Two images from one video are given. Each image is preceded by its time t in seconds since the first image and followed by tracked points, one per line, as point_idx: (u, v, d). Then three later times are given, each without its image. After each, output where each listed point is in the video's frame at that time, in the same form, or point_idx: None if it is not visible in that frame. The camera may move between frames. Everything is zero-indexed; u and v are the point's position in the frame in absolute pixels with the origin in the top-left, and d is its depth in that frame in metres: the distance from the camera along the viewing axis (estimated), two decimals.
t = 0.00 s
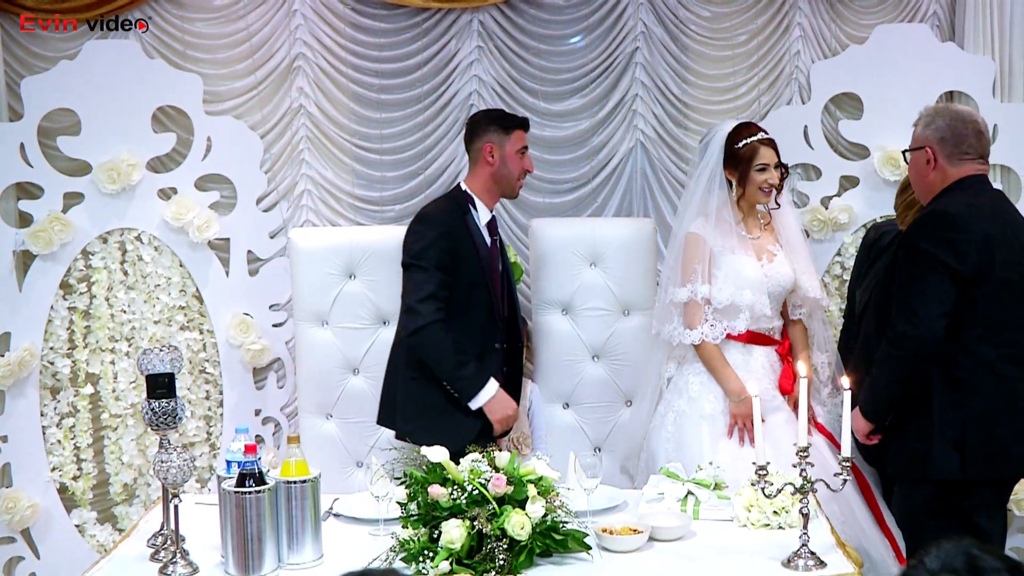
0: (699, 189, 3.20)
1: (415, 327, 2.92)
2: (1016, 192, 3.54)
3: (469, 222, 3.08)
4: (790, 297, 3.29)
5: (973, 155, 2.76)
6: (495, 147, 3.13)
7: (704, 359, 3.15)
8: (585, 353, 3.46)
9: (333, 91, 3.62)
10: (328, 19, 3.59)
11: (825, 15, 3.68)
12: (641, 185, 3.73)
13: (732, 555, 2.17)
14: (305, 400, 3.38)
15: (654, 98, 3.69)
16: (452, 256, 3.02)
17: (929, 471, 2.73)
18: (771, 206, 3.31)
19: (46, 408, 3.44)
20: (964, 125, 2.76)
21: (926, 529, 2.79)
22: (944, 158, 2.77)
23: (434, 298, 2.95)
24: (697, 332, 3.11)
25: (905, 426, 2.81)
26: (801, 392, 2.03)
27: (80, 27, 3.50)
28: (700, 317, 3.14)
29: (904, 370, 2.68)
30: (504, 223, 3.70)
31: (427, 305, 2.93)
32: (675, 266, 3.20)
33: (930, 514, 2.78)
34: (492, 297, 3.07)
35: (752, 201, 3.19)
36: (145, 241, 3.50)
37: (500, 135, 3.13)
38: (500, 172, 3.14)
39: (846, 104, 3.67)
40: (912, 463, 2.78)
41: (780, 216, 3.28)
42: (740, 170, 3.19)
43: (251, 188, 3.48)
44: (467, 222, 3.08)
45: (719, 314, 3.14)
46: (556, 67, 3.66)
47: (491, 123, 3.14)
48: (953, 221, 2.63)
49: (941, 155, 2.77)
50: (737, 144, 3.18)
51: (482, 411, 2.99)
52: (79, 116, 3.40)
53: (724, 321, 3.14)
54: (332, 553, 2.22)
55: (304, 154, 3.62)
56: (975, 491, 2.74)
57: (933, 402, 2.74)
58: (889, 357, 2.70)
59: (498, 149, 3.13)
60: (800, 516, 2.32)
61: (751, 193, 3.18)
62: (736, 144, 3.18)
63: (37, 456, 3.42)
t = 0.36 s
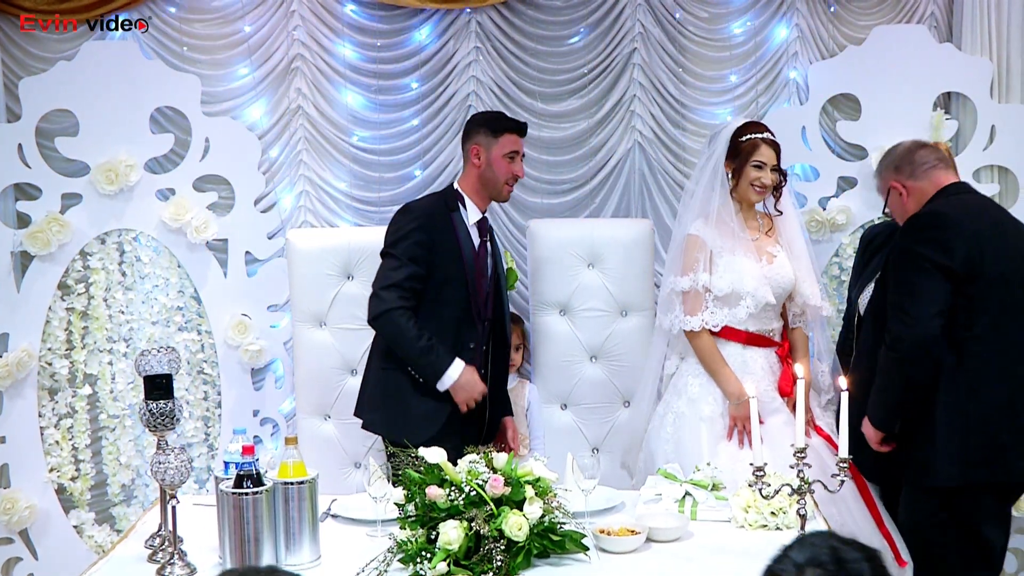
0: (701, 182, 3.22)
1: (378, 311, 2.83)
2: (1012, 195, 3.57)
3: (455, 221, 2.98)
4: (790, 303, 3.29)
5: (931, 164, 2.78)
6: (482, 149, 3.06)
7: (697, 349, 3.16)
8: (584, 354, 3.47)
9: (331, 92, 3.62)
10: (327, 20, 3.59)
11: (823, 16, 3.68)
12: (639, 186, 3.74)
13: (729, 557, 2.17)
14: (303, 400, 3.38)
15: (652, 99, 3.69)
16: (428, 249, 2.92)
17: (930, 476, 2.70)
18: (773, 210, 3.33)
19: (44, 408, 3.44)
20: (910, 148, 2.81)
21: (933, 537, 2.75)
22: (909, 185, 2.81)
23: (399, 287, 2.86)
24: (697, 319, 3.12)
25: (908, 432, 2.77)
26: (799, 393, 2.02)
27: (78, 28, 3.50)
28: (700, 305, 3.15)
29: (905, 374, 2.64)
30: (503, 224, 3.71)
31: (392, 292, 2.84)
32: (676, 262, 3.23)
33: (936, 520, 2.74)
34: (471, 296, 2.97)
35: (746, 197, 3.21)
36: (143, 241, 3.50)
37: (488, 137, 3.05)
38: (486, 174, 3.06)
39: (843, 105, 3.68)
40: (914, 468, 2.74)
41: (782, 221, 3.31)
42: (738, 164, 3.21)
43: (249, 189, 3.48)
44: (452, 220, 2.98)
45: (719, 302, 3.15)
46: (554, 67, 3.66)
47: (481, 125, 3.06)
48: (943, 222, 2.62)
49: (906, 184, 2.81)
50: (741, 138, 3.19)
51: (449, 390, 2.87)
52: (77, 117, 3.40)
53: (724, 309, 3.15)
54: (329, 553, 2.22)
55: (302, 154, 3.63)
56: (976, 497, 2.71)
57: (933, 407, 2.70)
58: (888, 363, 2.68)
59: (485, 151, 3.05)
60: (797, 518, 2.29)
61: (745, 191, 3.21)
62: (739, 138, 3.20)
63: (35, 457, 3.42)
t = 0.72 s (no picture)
0: (713, 187, 3.19)
1: (338, 310, 2.85)
2: (1011, 196, 3.57)
3: (432, 226, 2.96)
4: (790, 305, 3.32)
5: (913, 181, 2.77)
6: (457, 152, 3.02)
7: (704, 356, 3.14)
8: (584, 355, 3.47)
9: (330, 93, 3.63)
10: (326, 20, 3.60)
11: (822, 17, 3.68)
12: (638, 186, 3.74)
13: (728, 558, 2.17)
14: (302, 401, 3.38)
15: (651, 100, 3.69)
16: (397, 253, 2.93)
17: (934, 485, 2.66)
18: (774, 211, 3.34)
19: (43, 409, 3.43)
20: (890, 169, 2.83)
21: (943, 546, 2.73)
22: (897, 203, 2.81)
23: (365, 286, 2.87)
24: (702, 327, 3.10)
25: (910, 441, 2.73)
26: (799, 394, 2.01)
27: (77, 30, 3.50)
28: (706, 312, 3.13)
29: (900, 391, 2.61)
30: (503, 224, 3.72)
31: (353, 291, 2.86)
32: (684, 266, 3.20)
33: (943, 529, 2.71)
34: (444, 298, 2.94)
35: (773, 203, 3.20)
36: (143, 242, 3.50)
37: (461, 139, 3.02)
38: (460, 177, 3.01)
39: (843, 106, 3.67)
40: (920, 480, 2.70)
41: (782, 221, 3.33)
42: (764, 171, 3.17)
43: (249, 190, 3.48)
44: (428, 225, 2.96)
45: (726, 311, 3.13)
46: (553, 68, 3.67)
47: (457, 128, 3.03)
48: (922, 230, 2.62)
49: (895, 202, 2.81)
50: (763, 143, 3.16)
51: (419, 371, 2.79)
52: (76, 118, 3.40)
53: (730, 318, 3.13)
54: (329, 554, 2.22)
55: (301, 155, 3.63)
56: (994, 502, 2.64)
57: (936, 415, 2.66)
58: (882, 377, 2.65)
59: (459, 153, 3.01)
60: (797, 519, 2.19)
61: (773, 194, 3.18)
62: (761, 143, 3.16)
63: (35, 457, 3.42)
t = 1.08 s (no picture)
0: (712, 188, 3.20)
1: (297, 337, 2.79)
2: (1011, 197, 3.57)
3: (381, 238, 2.85)
4: (791, 306, 3.32)
5: (967, 164, 2.63)
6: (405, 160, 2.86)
7: (704, 358, 3.15)
8: (584, 356, 3.48)
9: (331, 94, 3.63)
10: (326, 22, 3.60)
11: (822, 17, 3.68)
12: (638, 187, 3.74)
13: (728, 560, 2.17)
14: (303, 402, 3.38)
15: (651, 101, 3.70)
16: (349, 272, 2.83)
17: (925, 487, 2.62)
18: (775, 211, 3.34)
19: (43, 410, 3.43)
20: (954, 135, 2.63)
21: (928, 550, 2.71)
22: (933, 168, 2.65)
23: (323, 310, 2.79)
24: (704, 329, 3.11)
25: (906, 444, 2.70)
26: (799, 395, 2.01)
27: (77, 31, 3.50)
28: (707, 314, 3.14)
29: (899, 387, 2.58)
30: (503, 226, 3.73)
31: (308, 316, 2.79)
32: (684, 267, 3.20)
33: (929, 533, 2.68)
34: (405, 310, 2.83)
35: (774, 206, 3.19)
36: (143, 243, 3.50)
37: (409, 147, 2.85)
38: (408, 188, 2.85)
39: (843, 107, 3.67)
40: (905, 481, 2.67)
41: (783, 221, 3.33)
42: (764, 173, 3.15)
43: (249, 191, 3.48)
44: (377, 237, 2.85)
45: (727, 313, 3.13)
46: (553, 69, 3.68)
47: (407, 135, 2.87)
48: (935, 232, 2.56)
49: (930, 167, 2.65)
50: (765, 145, 3.14)
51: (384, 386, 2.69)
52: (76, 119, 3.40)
53: (732, 321, 3.13)
54: (329, 556, 2.22)
55: (301, 156, 3.63)
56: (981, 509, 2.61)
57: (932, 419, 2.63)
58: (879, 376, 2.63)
59: (406, 162, 2.85)
60: (798, 520, 2.16)
61: (773, 197, 3.18)
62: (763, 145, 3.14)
63: (35, 459, 3.42)
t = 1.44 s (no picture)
0: (705, 190, 3.21)
1: (280, 360, 2.82)
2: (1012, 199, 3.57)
3: (336, 246, 2.90)
4: (790, 307, 3.30)
5: (993, 170, 2.60)
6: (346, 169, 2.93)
7: (705, 360, 3.15)
8: (584, 358, 3.48)
9: (331, 95, 3.63)
10: (326, 23, 3.61)
11: (822, 19, 3.69)
12: (638, 188, 3.74)
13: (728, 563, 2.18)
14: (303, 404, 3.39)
15: (651, 103, 3.70)
16: (312, 284, 2.86)
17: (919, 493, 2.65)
18: (773, 212, 3.32)
19: (44, 412, 3.44)
20: (983, 137, 2.59)
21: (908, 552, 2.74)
22: (960, 168, 2.62)
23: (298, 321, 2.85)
24: (706, 333, 3.11)
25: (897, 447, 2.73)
26: (799, 397, 2.01)
27: (78, 32, 3.50)
28: (708, 317, 3.14)
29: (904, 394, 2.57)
30: (503, 227, 3.73)
31: (285, 336, 2.83)
32: (681, 269, 3.21)
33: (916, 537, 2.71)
34: (373, 312, 2.89)
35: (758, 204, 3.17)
36: (143, 244, 3.50)
37: (348, 155, 2.93)
38: (351, 195, 2.92)
39: (843, 108, 3.68)
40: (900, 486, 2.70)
41: (782, 223, 3.31)
42: (744, 171, 3.17)
43: (249, 193, 3.48)
44: (331, 244, 2.90)
45: (729, 312, 3.14)
46: (553, 71, 3.68)
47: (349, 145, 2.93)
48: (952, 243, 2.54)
49: (956, 167, 2.62)
50: (745, 144, 3.16)
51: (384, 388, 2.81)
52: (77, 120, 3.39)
53: (734, 320, 3.14)
54: (328, 557, 2.22)
55: (301, 157, 3.63)
56: (971, 522, 2.63)
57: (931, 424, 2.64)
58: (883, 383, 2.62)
59: (347, 170, 2.93)
60: (797, 521, 2.18)
61: (755, 195, 3.16)
62: (743, 144, 3.16)
63: (35, 460, 3.42)
